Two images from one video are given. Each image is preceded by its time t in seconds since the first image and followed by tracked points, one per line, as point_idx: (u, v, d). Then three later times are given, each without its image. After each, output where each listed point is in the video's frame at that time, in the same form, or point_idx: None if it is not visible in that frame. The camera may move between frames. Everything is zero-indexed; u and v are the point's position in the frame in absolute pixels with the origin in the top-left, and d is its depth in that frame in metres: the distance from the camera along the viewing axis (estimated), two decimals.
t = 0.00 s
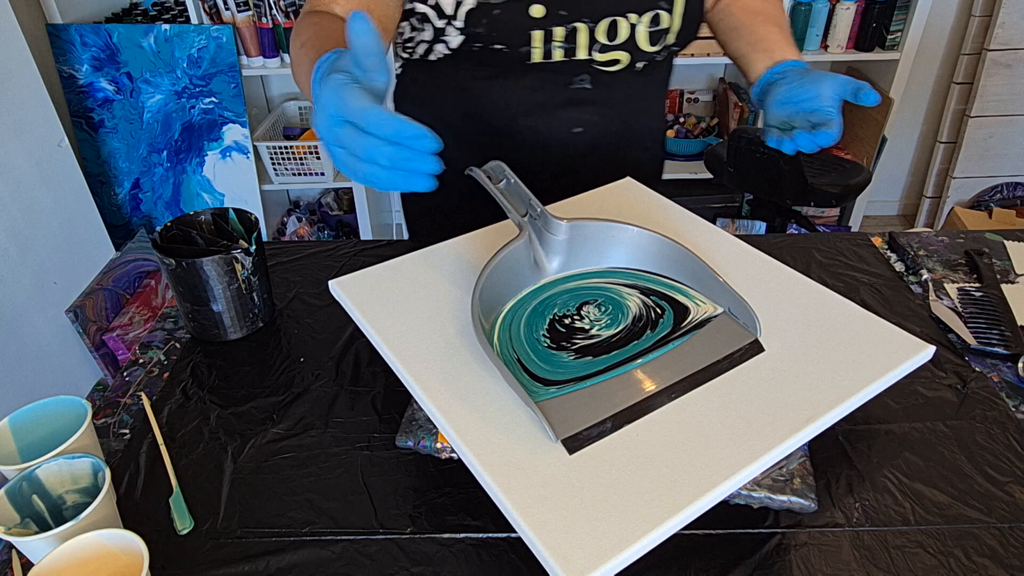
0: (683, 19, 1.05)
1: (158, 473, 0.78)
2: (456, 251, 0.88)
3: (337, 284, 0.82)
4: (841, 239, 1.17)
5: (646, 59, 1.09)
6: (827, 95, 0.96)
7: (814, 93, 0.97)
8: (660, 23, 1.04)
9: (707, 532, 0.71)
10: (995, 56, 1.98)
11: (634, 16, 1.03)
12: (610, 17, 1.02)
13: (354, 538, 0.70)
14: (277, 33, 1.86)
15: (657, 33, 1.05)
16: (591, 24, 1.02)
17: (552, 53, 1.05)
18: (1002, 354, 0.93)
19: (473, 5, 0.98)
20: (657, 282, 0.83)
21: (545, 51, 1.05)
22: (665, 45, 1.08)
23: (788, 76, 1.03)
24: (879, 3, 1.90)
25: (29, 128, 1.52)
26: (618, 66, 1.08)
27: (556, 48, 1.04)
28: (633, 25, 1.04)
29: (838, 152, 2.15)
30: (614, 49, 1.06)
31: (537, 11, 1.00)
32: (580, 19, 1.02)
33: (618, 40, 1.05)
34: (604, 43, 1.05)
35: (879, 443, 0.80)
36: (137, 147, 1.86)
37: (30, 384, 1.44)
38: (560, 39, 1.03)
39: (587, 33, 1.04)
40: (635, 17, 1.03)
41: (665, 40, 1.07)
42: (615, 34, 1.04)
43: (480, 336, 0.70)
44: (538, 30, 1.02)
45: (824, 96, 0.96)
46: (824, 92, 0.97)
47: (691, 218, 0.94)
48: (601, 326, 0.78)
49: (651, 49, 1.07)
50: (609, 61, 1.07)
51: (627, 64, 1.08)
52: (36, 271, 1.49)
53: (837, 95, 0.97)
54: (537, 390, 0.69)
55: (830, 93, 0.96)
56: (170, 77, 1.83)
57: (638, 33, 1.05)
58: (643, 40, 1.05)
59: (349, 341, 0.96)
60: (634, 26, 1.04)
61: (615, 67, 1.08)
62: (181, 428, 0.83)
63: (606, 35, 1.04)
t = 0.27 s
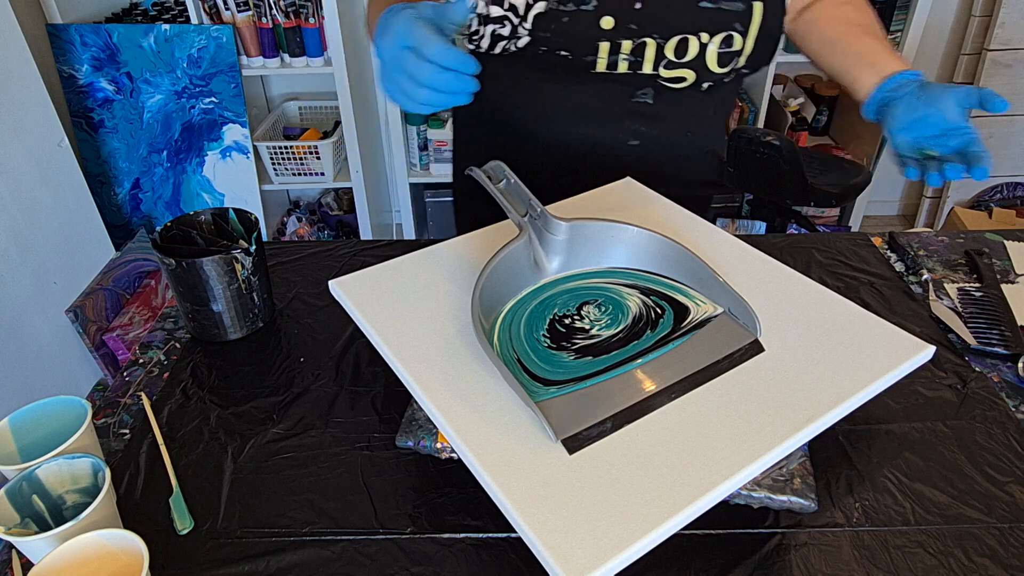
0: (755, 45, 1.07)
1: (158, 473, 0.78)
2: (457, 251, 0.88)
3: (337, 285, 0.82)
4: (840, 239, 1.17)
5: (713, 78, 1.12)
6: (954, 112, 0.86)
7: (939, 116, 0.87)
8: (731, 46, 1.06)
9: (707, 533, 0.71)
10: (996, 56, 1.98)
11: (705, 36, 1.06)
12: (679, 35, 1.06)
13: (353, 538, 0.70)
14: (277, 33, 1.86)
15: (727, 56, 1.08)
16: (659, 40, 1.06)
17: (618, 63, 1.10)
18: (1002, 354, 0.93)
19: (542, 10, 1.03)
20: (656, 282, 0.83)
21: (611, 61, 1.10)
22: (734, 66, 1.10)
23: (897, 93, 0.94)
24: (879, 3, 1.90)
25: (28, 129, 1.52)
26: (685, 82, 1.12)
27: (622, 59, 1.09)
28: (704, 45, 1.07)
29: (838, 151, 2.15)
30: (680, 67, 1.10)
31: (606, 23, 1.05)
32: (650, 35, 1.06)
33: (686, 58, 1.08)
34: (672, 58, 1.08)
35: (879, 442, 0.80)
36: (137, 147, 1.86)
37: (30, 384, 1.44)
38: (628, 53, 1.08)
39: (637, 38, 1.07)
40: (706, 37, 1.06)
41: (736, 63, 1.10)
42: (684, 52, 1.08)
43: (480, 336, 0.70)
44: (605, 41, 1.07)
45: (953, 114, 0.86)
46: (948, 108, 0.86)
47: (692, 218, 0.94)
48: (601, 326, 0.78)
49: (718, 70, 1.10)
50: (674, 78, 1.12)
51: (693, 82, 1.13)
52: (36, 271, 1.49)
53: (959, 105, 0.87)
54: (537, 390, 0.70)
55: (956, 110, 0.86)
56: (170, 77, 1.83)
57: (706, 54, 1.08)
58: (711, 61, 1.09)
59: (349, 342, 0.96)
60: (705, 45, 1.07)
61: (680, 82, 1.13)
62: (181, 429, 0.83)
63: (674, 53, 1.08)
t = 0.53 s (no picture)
0: (794, 59, 1.04)
1: (158, 473, 0.78)
2: (456, 251, 0.88)
3: (337, 284, 0.82)
4: (840, 239, 1.17)
5: (748, 89, 1.10)
6: None
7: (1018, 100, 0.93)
8: (770, 59, 1.04)
9: (707, 532, 0.71)
10: (996, 56, 1.98)
11: (745, 47, 1.02)
12: (717, 46, 1.02)
13: (353, 538, 0.70)
14: (277, 33, 1.86)
15: (765, 69, 1.05)
16: (697, 48, 1.03)
17: (653, 68, 1.07)
18: (1003, 354, 0.93)
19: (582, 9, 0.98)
20: (656, 282, 0.83)
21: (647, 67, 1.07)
22: (772, 80, 1.08)
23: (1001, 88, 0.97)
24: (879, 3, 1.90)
25: (28, 129, 1.52)
26: (719, 91, 1.10)
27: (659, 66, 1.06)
28: (742, 56, 1.03)
29: (838, 152, 2.16)
30: (716, 76, 1.07)
31: (645, 28, 1.01)
32: (688, 43, 1.02)
33: (724, 67, 1.05)
34: (709, 68, 1.05)
35: (879, 442, 0.80)
36: (137, 147, 1.86)
37: (30, 383, 1.44)
38: (664, 58, 1.05)
39: (669, 43, 1.03)
40: (746, 49, 1.03)
41: (774, 76, 1.07)
42: (720, 61, 1.04)
43: (480, 337, 0.70)
44: (642, 46, 1.03)
45: None
46: None
47: (692, 218, 0.94)
48: (600, 326, 0.78)
49: (755, 83, 1.08)
50: (709, 86, 1.09)
51: (727, 91, 1.10)
52: (36, 271, 1.49)
53: None
54: (538, 389, 0.70)
55: None
56: (170, 77, 1.83)
57: (744, 66, 1.05)
58: (748, 73, 1.06)
59: (348, 341, 0.96)
60: (743, 56, 1.04)
61: (715, 91, 1.10)
62: (181, 429, 0.83)
63: (711, 62, 1.04)
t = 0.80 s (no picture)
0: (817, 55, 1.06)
1: (158, 473, 0.78)
2: (457, 251, 0.88)
3: (337, 284, 0.82)
4: (840, 239, 1.17)
5: (771, 85, 1.10)
6: None
7: None
8: (795, 54, 1.04)
9: (707, 533, 0.71)
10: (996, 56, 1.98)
11: (770, 42, 1.03)
12: (743, 39, 1.03)
13: (353, 538, 0.70)
14: (277, 33, 1.86)
15: (789, 64, 1.06)
16: (722, 41, 1.03)
17: (676, 62, 1.07)
18: (1003, 354, 0.93)
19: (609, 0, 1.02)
20: (656, 282, 0.83)
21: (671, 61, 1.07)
22: (795, 76, 1.09)
23: None
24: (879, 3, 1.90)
25: (28, 129, 1.52)
26: (742, 87, 1.10)
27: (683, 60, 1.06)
28: (767, 50, 1.04)
29: (838, 152, 2.16)
30: (740, 71, 1.07)
31: (672, 20, 1.02)
32: (714, 36, 1.03)
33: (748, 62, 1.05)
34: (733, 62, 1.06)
35: (879, 442, 0.80)
36: (137, 147, 1.86)
37: (30, 384, 1.44)
38: (688, 50, 1.05)
39: (695, 36, 1.03)
40: (771, 42, 1.03)
41: (798, 71, 1.08)
42: (745, 56, 1.05)
43: (479, 336, 0.70)
44: (668, 38, 1.04)
45: None
46: None
47: (692, 218, 0.94)
48: (600, 325, 0.78)
49: (780, 78, 1.08)
50: (733, 81, 1.09)
51: (751, 87, 1.10)
52: (36, 271, 1.49)
53: None
54: (538, 389, 0.70)
55: None
56: (170, 77, 1.83)
57: (769, 60, 1.05)
58: (773, 67, 1.06)
59: (349, 342, 0.96)
60: (768, 50, 1.04)
61: (739, 88, 1.10)
62: (181, 429, 0.83)
63: (736, 56, 1.05)
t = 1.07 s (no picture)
0: (829, 46, 1.06)
1: (157, 473, 0.78)
2: (457, 251, 0.88)
3: (337, 284, 0.82)
4: (840, 239, 1.17)
5: (783, 77, 1.11)
6: None
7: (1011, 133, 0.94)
8: (807, 45, 1.05)
9: (707, 533, 0.71)
10: (996, 56, 1.98)
11: (782, 32, 1.04)
12: (754, 29, 1.04)
13: (353, 538, 0.70)
14: (277, 33, 1.86)
15: (801, 55, 1.07)
16: (734, 32, 1.05)
17: (688, 54, 1.08)
18: (1003, 354, 0.93)
19: None
20: (656, 282, 0.83)
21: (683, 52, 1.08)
22: (806, 68, 1.09)
23: (976, 107, 0.97)
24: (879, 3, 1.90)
25: (28, 129, 1.52)
26: (754, 78, 1.11)
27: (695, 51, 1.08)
28: (778, 41, 1.05)
29: (838, 152, 2.16)
30: (752, 62, 1.08)
31: (684, 10, 1.03)
32: (725, 27, 1.04)
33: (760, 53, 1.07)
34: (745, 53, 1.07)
35: (878, 442, 0.80)
36: (137, 147, 1.86)
37: (31, 384, 1.44)
38: (700, 42, 1.06)
39: (707, 26, 1.04)
40: (783, 33, 1.04)
41: (810, 63, 1.09)
42: (756, 47, 1.06)
43: (479, 336, 0.70)
44: (680, 28, 1.05)
45: None
46: None
47: (692, 218, 0.94)
48: (601, 325, 0.78)
49: (791, 70, 1.09)
50: (744, 73, 1.10)
51: (762, 79, 1.11)
52: (36, 271, 1.49)
53: None
54: (538, 389, 0.70)
55: None
56: (170, 77, 1.83)
57: (781, 52, 1.06)
58: (785, 58, 1.07)
59: (349, 342, 0.96)
60: (779, 42, 1.05)
61: (750, 79, 1.11)
62: (180, 429, 0.83)
63: (747, 47, 1.06)
